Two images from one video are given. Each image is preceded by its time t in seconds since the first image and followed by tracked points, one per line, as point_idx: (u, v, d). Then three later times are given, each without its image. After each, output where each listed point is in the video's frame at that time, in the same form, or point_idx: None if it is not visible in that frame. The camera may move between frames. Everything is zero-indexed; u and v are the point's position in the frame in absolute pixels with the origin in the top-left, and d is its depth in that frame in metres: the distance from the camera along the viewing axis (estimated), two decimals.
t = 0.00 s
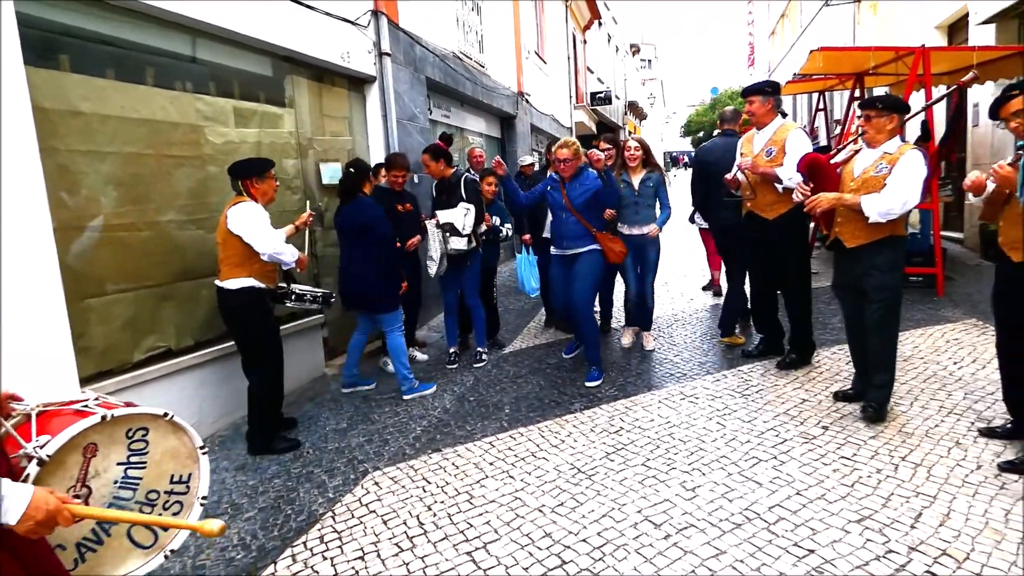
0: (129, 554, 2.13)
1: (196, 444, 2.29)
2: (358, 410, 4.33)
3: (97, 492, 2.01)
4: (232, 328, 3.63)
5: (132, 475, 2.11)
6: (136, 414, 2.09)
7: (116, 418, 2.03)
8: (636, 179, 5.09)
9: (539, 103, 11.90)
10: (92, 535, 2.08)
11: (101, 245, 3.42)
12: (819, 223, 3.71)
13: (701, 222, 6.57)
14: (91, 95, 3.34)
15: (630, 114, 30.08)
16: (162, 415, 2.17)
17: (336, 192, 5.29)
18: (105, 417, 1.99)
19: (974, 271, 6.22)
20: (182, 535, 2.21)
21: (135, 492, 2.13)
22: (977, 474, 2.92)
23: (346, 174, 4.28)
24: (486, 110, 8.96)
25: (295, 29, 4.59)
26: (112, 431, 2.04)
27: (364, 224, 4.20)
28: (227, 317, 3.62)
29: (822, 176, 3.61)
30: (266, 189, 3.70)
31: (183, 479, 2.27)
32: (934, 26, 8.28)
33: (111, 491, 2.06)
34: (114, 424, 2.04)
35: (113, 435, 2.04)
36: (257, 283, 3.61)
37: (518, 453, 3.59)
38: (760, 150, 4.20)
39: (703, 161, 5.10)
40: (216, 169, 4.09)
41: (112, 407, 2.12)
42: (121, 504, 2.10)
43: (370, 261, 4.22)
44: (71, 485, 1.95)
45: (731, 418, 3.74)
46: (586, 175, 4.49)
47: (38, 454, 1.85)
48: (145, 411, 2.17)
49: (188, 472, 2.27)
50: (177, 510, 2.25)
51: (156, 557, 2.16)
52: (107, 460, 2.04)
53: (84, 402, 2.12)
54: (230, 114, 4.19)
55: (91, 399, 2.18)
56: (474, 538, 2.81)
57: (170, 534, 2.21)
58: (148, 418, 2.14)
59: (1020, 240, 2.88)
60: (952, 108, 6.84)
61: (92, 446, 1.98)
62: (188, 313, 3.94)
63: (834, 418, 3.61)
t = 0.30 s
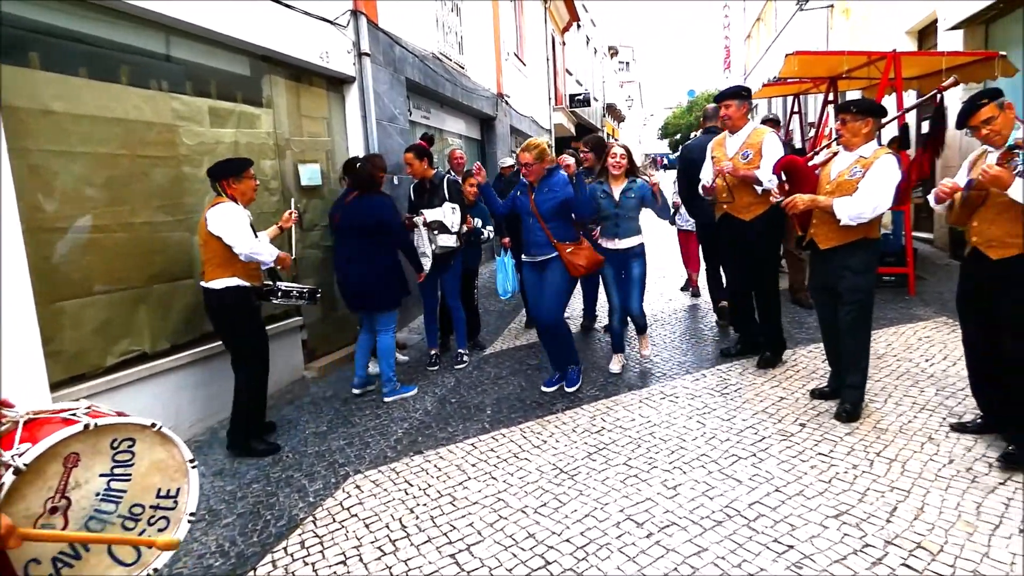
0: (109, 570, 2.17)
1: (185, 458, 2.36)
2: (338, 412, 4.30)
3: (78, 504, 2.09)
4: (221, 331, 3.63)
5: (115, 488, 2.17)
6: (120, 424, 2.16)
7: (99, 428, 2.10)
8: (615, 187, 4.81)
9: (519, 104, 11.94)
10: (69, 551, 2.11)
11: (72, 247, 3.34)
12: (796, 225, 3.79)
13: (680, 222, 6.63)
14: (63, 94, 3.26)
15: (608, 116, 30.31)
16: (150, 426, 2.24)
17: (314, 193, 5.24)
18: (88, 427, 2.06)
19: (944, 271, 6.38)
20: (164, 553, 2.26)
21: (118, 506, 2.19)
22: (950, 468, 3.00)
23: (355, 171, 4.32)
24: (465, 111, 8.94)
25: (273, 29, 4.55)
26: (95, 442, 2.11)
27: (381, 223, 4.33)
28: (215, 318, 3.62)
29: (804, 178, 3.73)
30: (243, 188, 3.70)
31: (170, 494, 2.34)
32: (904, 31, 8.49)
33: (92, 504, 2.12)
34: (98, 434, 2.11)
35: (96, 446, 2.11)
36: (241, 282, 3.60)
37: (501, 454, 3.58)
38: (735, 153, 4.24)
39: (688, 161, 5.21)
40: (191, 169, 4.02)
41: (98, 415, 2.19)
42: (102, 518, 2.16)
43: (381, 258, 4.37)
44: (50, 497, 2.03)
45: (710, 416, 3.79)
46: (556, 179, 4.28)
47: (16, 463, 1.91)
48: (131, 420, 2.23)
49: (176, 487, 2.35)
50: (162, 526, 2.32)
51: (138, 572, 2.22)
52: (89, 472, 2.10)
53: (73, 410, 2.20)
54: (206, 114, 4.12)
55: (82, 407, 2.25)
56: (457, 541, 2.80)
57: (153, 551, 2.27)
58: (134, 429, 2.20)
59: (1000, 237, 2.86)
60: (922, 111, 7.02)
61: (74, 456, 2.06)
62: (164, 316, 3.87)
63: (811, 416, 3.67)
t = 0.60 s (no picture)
0: None
1: (151, 480, 2.36)
2: (305, 417, 4.23)
3: (36, 524, 2.09)
4: (194, 336, 3.63)
5: (76, 508, 2.17)
6: (87, 445, 2.16)
7: (64, 448, 2.09)
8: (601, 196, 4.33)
9: (486, 106, 11.95)
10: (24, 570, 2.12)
11: (25, 249, 3.21)
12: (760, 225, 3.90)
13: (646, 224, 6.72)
14: (16, 91, 3.13)
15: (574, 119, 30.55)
16: (117, 447, 2.23)
17: (279, 194, 5.15)
18: (53, 447, 2.05)
19: (899, 272, 6.61)
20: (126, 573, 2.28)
21: (79, 528, 2.19)
22: (907, 464, 3.11)
23: (325, 172, 4.26)
24: (433, 113, 8.90)
25: (237, 28, 4.46)
26: (60, 462, 2.11)
27: (353, 223, 4.26)
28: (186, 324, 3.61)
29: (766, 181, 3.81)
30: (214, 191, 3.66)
31: (134, 516, 2.33)
32: (860, 38, 8.79)
33: (52, 525, 2.13)
34: (62, 456, 2.10)
35: (61, 466, 2.11)
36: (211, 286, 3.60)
37: (471, 457, 3.58)
38: (700, 156, 4.33)
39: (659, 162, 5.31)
40: (151, 169, 3.91)
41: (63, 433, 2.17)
42: (62, 538, 2.17)
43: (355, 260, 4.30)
44: (9, 516, 2.02)
45: (678, 416, 3.85)
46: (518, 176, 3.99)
47: None
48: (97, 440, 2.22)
49: (141, 509, 2.34)
50: (123, 548, 2.31)
51: None
52: (51, 493, 2.10)
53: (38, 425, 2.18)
54: (166, 113, 4.01)
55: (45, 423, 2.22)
56: (427, 544, 2.78)
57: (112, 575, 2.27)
58: (101, 450, 2.20)
59: (959, 237, 2.96)
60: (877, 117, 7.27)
61: (36, 476, 2.05)
62: (123, 320, 3.75)
63: (775, 414, 3.76)
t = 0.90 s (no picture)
0: None
1: (119, 486, 2.30)
2: (282, 421, 4.17)
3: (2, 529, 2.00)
4: (186, 335, 3.69)
5: (42, 513, 2.10)
6: (55, 446, 2.12)
7: (32, 450, 2.05)
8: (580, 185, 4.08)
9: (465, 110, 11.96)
10: None
11: None
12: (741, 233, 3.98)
13: (623, 229, 6.79)
14: None
15: (551, 124, 30.71)
16: (87, 450, 2.20)
17: (255, 196, 5.08)
18: (22, 448, 2.01)
19: (869, 279, 6.77)
20: None
21: (43, 533, 2.11)
22: (879, 467, 3.19)
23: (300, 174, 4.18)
24: (411, 116, 8.86)
25: (214, 27, 4.40)
26: (27, 464, 2.06)
27: (337, 225, 4.22)
28: (178, 325, 3.68)
29: (744, 189, 3.89)
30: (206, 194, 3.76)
31: (100, 521, 2.26)
32: (831, 49, 9.01)
33: (15, 530, 2.03)
34: (31, 455, 2.06)
35: (28, 468, 2.06)
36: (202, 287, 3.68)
37: (450, 461, 3.57)
38: (680, 163, 4.40)
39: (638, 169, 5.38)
40: (124, 169, 3.83)
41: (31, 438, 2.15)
42: (24, 546, 2.06)
43: (337, 260, 4.27)
44: None
45: (656, 420, 3.89)
46: (492, 178, 3.84)
47: None
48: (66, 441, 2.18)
49: (108, 514, 2.28)
50: (88, 557, 2.23)
51: None
52: (15, 497, 2.02)
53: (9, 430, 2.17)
54: (139, 112, 3.93)
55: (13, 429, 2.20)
56: (406, 549, 2.77)
57: None
58: (70, 452, 2.16)
59: (930, 247, 3.06)
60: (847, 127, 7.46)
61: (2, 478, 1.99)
62: (93, 322, 3.66)
63: (751, 418, 3.82)
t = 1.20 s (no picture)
0: None
1: (99, 500, 2.23)
2: (267, 429, 4.12)
3: None
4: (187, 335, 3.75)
5: (16, 533, 2.08)
6: (30, 463, 2.06)
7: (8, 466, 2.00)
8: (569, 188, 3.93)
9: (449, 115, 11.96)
10: None
11: None
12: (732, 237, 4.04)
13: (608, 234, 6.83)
14: None
15: (535, 129, 30.82)
16: (64, 466, 2.13)
17: (238, 201, 5.03)
18: None
19: (850, 283, 6.88)
20: None
21: (18, 550, 2.08)
22: (862, 470, 3.23)
23: (291, 178, 4.18)
24: (396, 120, 8.84)
25: (196, 31, 4.35)
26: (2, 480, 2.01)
27: (325, 231, 4.15)
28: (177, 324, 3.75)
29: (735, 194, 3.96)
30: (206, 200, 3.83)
31: (77, 537, 2.21)
32: (812, 57, 9.17)
33: None
34: (4, 474, 2.01)
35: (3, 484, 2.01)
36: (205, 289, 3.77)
37: (437, 468, 3.55)
38: (669, 168, 4.44)
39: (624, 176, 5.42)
40: (103, 173, 3.77)
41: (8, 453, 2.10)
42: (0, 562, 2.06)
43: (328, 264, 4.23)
44: None
45: (642, 424, 3.91)
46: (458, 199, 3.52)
47: None
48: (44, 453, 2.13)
49: (85, 530, 2.21)
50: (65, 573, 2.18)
51: None
52: None
53: None
54: (118, 116, 3.87)
55: None
56: (394, 557, 2.74)
57: None
58: (48, 468, 2.10)
59: (911, 253, 3.14)
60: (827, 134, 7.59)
61: None
62: (71, 329, 3.59)
63: (736, 421, 3.86)
